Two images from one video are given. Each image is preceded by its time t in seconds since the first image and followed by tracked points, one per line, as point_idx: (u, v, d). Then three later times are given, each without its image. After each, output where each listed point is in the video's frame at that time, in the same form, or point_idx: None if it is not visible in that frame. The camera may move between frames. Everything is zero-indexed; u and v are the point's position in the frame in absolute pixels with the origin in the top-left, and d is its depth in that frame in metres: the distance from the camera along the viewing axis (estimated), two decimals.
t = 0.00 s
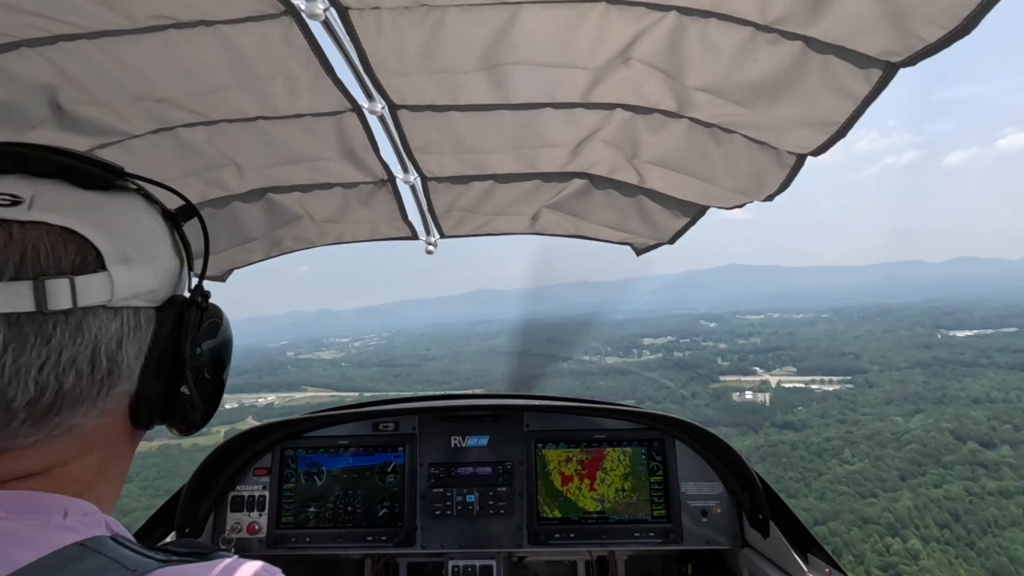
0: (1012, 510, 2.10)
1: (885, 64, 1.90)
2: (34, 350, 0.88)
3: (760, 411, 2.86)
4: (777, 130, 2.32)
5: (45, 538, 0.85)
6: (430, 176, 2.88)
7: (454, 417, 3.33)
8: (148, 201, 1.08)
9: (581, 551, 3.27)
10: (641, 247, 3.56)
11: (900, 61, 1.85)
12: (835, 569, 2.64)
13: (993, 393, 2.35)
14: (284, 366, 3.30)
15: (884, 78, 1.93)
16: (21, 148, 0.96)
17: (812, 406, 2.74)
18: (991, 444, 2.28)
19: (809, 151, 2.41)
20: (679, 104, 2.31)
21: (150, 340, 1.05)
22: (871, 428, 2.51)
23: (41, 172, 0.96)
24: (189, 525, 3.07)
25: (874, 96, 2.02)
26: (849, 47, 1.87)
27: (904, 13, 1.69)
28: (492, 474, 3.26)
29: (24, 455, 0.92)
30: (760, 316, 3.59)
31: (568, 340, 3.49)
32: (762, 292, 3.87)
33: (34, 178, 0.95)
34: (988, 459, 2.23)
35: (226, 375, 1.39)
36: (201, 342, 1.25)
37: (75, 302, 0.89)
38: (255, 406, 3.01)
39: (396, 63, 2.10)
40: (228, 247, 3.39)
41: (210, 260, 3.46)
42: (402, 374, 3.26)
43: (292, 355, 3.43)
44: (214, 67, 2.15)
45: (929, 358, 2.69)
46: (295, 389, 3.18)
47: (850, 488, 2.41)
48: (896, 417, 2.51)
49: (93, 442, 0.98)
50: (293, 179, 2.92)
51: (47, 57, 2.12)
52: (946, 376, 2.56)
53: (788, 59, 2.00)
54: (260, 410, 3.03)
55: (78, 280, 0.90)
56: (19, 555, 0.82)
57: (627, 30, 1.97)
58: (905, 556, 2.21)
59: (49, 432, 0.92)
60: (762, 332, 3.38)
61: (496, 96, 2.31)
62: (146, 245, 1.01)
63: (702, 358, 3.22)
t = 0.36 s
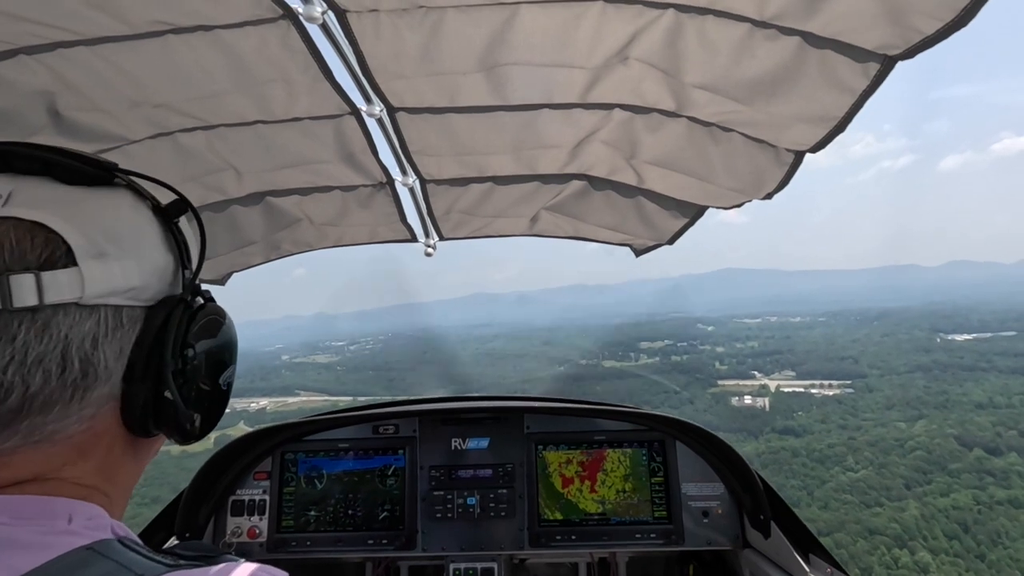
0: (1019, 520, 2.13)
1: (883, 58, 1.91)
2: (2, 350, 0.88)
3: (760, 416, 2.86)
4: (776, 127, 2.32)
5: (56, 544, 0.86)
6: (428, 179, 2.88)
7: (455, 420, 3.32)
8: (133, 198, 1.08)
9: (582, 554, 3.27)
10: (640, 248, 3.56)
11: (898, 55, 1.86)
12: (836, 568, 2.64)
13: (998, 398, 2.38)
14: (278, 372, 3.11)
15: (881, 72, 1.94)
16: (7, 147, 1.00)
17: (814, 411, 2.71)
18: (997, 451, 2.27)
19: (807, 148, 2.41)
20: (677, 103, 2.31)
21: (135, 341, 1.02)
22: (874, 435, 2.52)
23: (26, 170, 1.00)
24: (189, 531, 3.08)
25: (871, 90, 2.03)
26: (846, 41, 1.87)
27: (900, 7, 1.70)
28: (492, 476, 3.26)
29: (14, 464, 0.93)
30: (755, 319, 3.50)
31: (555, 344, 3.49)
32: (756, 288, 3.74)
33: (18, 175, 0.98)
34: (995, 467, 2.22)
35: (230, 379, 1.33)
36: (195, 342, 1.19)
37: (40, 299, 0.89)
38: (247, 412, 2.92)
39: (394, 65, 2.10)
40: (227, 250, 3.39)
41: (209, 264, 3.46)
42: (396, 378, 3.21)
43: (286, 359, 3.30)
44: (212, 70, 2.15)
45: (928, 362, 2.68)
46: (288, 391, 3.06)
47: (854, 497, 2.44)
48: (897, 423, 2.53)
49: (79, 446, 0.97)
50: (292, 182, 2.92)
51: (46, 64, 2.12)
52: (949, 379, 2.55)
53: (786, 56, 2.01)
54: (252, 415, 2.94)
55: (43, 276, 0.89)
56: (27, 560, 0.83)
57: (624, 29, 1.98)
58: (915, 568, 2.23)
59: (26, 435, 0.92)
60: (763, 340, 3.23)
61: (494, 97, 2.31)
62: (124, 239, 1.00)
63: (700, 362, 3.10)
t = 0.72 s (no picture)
0: None
1: (882, 64, 1.91)
2: (61, 371, 0.87)
3: (760, 422, 2.81)
4: (776, 131, 2.33)
5: (31, 533, 0.84)
6: (427, 177, 2.88)
7: (450, 419, 3.32)
8: (160, 214, 1.07)
9: (576, 554, 3.27)
10: (638, 249, 3.57)
11: (897, 60, 1.86)
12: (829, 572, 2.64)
13: (1001, 403, 2.29)
14: (275, 374, 3.14)
15: (881, 77, 1.94)
16: (44, 160, 0.94)
17: (815, 416, 2.68)
18: (1007, 458, 2.15)
19: (806, 152, 2.42)
20: (677, 105, 2.32)
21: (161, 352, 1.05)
22: (879, 442, 2.40)
23: (62, 186, 0.94)
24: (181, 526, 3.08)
25: (870, 95, 2.03)
26: (846, 46, 1.88)
27: (901, 13, 1.70)
28: (487, 476, 3.26)
29: (31, 456, 0.91)
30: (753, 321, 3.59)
31: (552, 347, 3.48)
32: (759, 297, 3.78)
33: (58, 192, 0.93)
34: (1005, 475, 2.11)
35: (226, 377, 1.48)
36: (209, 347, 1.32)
37: (104, 326, 0.89)
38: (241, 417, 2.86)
39: (394, 63, 2.10)
40: (224, 247, 3.38)
41: (205, 260, 3.45)
42: (394, 381, 3.18)
43: (282, 361, 3.26)
44: (212, 65, 2.15)
45: (931, 367, 2.60)
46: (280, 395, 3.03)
47: (861, 506, 2.35)
48: (902, 429, 2.42)
49: (102, 445, 0.98)
50: (290, 178, 2.91)
51: (44, 56, 2.11)
52: (956, 385, 2.46)
53: (785, 60, 2.01)
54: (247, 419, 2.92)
55: (107, 305, 0.89)
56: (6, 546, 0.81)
57: (625, 30, 1.98)
58: None
59: (66, 442, 0.92)
60: (761, 342, 3.30)
61: (494, 96, 2.30)
62: (165, 262, 1.02)
63: (699, 366, 3.20)
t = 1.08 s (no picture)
0: None
1: (873, 70, 1.92)
2: (69, 367, 0.86)
3: (763, 427, 2.80)
4: (769, 135, 2.34)
5: (30, 537, 0.82)
6: (421, 176, 2.87)
7: (444, 418, 3.32)
8: (170, 211, 1.07)
9: (568, 554, 3.28)
10: (632, 250, 3.58)
11: (888, 68, 1.88)
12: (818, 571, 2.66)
13: (1009, 410, 2.30)
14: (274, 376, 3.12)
15: (872, 84, 1.96)
16: (55, 156, 0.94)
17: (819, 422, 2.70)
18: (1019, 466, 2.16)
19: (798, 156, 2.43)
20: (670, 107, 2.32)
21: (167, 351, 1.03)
22: (885, 448, 2.40)
23: (73, 181, 0.95)
24: (172, 526, 3.06)
25: (861, 101, 2.05)
26: (838, 52, 1.89)
27: (892, 20, 1.72)
28: (479, 475, 3.26)
29: (36, 457, 0.89)
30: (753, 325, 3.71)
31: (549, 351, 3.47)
32: (769, 304, 3.98)
33: (70, 187, 0.93)
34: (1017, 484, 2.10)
35: (228, 380, 1.47)
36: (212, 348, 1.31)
37: (112, 322, 0.88)
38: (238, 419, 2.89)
39: (388, 62, 2.09)
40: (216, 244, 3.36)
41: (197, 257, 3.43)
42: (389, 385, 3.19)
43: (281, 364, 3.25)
44: (204, 62, 2.13)
45: (936, 372, 2.69)
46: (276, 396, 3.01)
47: (868, 516, 2.26)
48: (909, 436, 2.43)
49: (106, 444, 0.96)
50: (283, 176, 2.90)
51: (32, 50, 2.08)
52: (956, 391, 2.55)
53: (778, 64, 2.02)
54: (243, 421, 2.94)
55: (116, 300, 0.88)
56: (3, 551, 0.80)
57: (619, 33, 1.98)
58: None
59: (69, 441, 0.90)
60: (762, 346, 3.39)
61: (489, 96, 2.30)
62: (174, 259, 1.01)
63: (700, 369, 3.23)
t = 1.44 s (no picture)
0: None
1: (868, 62, 1.93)
2: (74, 367, 0.86)
3: (765, 430, 2.77)
4: (764, 129, 2.34)
5: (32, 539, 0.82)
6: (417, 174, 2.87)
7: (442, 417, 3.32)
8: (172, 214, 1.07)
9: (567, 550, 3.28)
10: (629, 246, 3.58)
11: (883, 59, 1.88)
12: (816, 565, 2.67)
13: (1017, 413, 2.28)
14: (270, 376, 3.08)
15: (867, 76, 1.96)
16: (59, 159, 0.94)
17: (820, 424, 2.68)
18: None
19: (794, 150, 2.44)
20: (666, 103, 2.32)
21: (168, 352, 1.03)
22: (891, 453, 2.44)
23: (78, 185, 0.94)
24: (171, 527, 3.06)
25: (857, 93, 2.05)
26: (834, 45, 1.90)
27: (887, 13, 1.72)
28: (478, 473, 3.26)
29: (40, 457, 0.89)
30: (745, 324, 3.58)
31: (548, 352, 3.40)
32: (766, 303, 3.86)
33: (75, 190, 0.93)
34: None
35: (229, 382, 1.47)
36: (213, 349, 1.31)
37: (117, 322, 0.88)
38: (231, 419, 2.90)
39: (384, 60, 2.08)
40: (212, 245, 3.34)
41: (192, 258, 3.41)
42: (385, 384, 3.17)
43: (277, 363, 3.23)
44: (199, 61, 2.12)
45: (940, 373, 2.66)
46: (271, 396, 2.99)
47: (876, 523, 2.32)
48: (914, 440, 2.45)
49: (109, 444, 0.96)
50: (278, 175, 2.89)
51: (25, 51, 2.07)
52: (961, 392, 2.54)
53: (773, 58, 2.03)
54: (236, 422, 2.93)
55: (121, 300, 0.88)
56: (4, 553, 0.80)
57: (615, 29, 1.98)
58: None
59: (73, 442, 0.90)
60: (762, 345, 3.28)
61: (484, 94, 2.30)
62: (176, 261, 1.01)
63: (701, 370, 3.09)
